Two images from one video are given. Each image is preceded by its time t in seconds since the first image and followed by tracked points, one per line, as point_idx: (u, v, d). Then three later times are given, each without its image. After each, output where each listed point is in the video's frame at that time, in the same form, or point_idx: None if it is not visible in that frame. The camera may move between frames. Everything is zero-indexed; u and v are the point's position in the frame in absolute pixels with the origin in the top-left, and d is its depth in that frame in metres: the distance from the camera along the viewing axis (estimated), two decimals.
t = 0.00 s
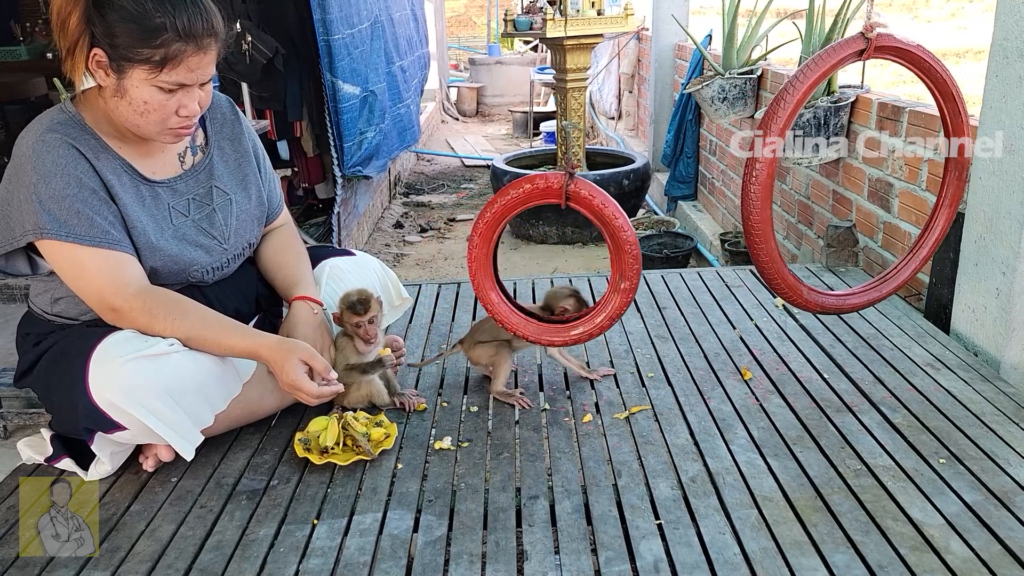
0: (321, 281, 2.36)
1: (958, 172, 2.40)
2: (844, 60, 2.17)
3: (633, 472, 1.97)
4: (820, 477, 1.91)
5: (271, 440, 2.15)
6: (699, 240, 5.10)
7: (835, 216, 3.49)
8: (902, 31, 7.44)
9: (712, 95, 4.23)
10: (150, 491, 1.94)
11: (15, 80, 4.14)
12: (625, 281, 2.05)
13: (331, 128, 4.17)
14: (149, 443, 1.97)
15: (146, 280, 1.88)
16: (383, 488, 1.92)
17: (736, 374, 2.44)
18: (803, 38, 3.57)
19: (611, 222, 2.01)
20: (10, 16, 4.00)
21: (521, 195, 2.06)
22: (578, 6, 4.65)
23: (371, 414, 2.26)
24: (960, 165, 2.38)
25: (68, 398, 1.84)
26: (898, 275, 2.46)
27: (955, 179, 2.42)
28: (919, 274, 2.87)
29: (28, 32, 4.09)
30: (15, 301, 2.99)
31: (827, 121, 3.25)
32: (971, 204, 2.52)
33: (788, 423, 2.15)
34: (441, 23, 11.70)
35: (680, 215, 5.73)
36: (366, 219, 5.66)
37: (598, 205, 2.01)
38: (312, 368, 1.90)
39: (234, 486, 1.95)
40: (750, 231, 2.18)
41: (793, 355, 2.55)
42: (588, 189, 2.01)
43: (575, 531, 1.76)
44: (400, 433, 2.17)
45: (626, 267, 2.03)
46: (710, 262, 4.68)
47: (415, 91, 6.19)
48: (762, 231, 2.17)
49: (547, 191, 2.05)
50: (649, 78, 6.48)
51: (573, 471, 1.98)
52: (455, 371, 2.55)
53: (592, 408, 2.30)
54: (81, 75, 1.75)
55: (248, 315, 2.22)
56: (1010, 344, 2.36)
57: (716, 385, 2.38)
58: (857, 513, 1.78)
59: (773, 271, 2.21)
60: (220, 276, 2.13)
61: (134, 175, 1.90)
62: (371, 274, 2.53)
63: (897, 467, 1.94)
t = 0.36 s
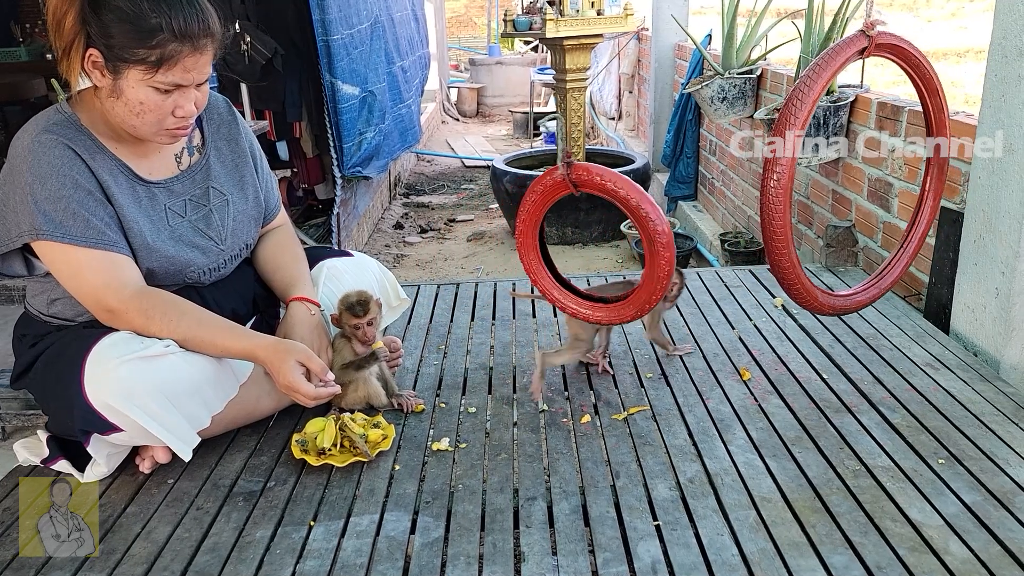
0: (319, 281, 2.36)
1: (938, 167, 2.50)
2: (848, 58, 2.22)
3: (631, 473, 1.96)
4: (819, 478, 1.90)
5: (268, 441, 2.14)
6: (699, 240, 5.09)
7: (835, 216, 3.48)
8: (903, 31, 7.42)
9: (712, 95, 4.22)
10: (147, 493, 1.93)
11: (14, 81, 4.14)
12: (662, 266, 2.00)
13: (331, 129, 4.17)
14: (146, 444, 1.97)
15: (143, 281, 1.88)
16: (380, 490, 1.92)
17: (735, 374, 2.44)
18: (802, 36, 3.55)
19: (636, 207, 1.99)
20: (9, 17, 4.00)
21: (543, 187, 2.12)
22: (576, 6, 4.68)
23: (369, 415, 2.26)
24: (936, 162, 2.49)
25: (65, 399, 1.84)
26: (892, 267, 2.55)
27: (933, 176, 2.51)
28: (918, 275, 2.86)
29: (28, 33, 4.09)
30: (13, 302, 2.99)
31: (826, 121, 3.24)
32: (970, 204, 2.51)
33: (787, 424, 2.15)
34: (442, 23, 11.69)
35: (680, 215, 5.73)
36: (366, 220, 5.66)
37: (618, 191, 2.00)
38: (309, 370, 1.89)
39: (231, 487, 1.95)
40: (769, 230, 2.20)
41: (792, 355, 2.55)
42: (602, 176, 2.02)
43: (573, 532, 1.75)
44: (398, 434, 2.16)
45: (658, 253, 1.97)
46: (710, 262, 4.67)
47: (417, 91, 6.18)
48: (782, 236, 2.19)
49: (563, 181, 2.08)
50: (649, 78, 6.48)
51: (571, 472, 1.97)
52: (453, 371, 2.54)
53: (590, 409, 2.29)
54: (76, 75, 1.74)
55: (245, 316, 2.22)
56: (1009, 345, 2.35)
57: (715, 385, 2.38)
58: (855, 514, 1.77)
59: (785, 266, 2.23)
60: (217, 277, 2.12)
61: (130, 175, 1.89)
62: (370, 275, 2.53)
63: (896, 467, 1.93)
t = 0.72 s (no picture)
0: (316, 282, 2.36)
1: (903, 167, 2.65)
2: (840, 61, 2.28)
3: (628, 475, 1.95)
4: (817, 480, 1.90)
5: (265, 443, 2.14)
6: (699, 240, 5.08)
7: (834, 217, 3.48)
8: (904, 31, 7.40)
9: (711, 95, 4.21)
10: (142, 495, 1.93)
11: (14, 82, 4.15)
12: (688, 277, 2.11)
13: (330, 129, 4.16)
14: (141, 446, 1.96)
15: (138, 282, 1.87)
16: (376, 492, 1.91)
17: (733, 375, 2.43)
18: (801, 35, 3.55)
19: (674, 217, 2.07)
20: (9, 18, 4.00)
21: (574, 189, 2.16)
22: (577, 7, 4.64)
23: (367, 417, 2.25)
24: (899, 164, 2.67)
25: (59, 402, 1.83)
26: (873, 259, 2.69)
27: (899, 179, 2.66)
28: (917, 275, 2.85)
29: (28, 34, 4.10)
30: (11, 302, 2.98)
31: (826, 122, 3.24)
32: (969, 204, 2.50)
33: (785, 425, 2.14)
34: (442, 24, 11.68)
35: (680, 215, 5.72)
36: (366, 221, 5.65)
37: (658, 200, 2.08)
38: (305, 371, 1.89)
39: (227, 489, 1.94)
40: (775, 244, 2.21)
41: (790, 356, 2.54)
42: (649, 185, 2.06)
43: (570, 535, 1.74)
44: (395, 435, 2.15)
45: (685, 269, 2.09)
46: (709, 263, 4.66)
47: (418, 91, 6.18)
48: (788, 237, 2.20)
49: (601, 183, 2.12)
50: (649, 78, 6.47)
51: (568, 474, 1.97)
52: (451, 372, 2.54)
53: (588, 410, 2.28)
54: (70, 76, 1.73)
55: (241, 317, 2.21)
56: (1008, 346, 2.35)
57: (713, 386, 2.37)
58: (852, 515, 1.77)
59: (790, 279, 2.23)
60: (213, 278, 2.12)
61: (125, 177, 1.89)
62: (367, 277, 2.53)
63: (894, 468, 1.93)
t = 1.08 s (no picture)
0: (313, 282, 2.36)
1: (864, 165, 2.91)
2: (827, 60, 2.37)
3: (626, 475, 1.95)
4: (814, 479, 1.90)
5: (262, 444, 2.14)
6: (697, 240, 5.08)
7: (830, 216, 3.48)
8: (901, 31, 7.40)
9: (709, 95, 4.19)
10: (139, 497, 1.93)
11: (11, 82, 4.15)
12: (662, 286, 2.15)
13: (328, 129, 4.16)
14: (137, 448, 1.96)
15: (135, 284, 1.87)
16: (374, 493, 1.91)
17: (730, 375, 2.43)
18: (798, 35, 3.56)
19: (649, 225, 2.12)
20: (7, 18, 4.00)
21: (549, 199, 2.21)
22: (574, 7, 4.61)
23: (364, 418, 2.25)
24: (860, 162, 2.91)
25: (54, 403, 1.83)
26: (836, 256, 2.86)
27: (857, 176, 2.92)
28: (914, 274, 2.85)
29: (26, 35, 4.10)
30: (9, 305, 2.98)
31: (823, 122, 3.24)
32: (965, 204, 2.51)
33: (782, 424, 2.14)
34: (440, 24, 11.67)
35: (678, 215, 5.72)
36: (364, 221, 5.65)
37: (635, 210, 2.12)
38: (301, 372, 1.89)
39: (224, 491, 1.94)
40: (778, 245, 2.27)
41: (788, 355, 2.54)
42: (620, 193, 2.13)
43: (567, 535, 1.74)
44: (392, 436, 2.15)
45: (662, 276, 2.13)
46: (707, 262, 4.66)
47: (417, 91, 6.18)
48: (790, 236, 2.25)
49: (577, 192, 2.17)
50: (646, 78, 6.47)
51: (565, 474, 1.97)
52: (449, 373, 2.54)
53: (586, 410, 2.28)
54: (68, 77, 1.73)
55: (238, 319, 2.21)
56: (1005, 345, 2.35)
57: (711, 386, 2.37)
58: (850, 515, 1.77)
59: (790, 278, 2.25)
60: (210, 280, 2.12)
61: (123, 178, 1.89)
62: (364, 277, 2.52)
63: (891, 468, 1.93)
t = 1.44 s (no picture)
0: (309, 281, 2.36)
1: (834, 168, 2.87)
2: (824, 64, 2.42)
3: (622, 475, 1.96)
4: (810, 478, 1.90)
5: (259, 445, 2.14)
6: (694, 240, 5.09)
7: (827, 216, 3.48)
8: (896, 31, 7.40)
9: (705, 95, 4.21)
10: (135, 498, 1.93)
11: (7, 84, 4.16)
12: (598, 301, 2.06)
13: (324, 130, 4.17)
14: (133, 449, 1.96)
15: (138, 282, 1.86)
16: (370, 494, 1.91)
17: (727, 375, 2.44)
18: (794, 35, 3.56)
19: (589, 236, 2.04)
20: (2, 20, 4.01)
21: (477, 210, 2.16)
22: (571, 7, 4.66)
23: (360, 419, 2.25)
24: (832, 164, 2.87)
25: (50, 405, 1.83)
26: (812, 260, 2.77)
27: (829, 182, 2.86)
28: (910, 274, 2.85)
29: (21, 37, 4.10)
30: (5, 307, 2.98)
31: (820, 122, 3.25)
32: (960, 204, 2.51)
33: (779, 424, 2.14)
34: (437, 25, 11.66)
35: (675, 215, 5.73)
36: (361, 222, 5.65)
37: (572, 218, 2.05)
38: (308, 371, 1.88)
39: (220, 492, 1.94)
40: (797, 240, 2.34)
41: (784, 355, 2.55)
42: (559, 200, 2.05)
43: (564, 535, 1.74)
44: (389, 437, 2.15)
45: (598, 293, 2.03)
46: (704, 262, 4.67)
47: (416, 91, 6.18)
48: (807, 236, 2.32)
49: (504, 199, 2.12)
50: (643, 79, 6.47)
51: (562, 474, 1.97)
52: (446, 373, 2.54)
53: (583, 410, 2.28)
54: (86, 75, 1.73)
55: (236, 320, 2.22)
56: (1000, 344, 2.36)
57: (708, 386, 2.38)
58: (846, 514, 1.77)
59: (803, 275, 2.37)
60: (211, 281, 2.12)
61: (132, 175, 1.88)
62: (361, 278, 2.53)
63: (887, 467, 1.93)
